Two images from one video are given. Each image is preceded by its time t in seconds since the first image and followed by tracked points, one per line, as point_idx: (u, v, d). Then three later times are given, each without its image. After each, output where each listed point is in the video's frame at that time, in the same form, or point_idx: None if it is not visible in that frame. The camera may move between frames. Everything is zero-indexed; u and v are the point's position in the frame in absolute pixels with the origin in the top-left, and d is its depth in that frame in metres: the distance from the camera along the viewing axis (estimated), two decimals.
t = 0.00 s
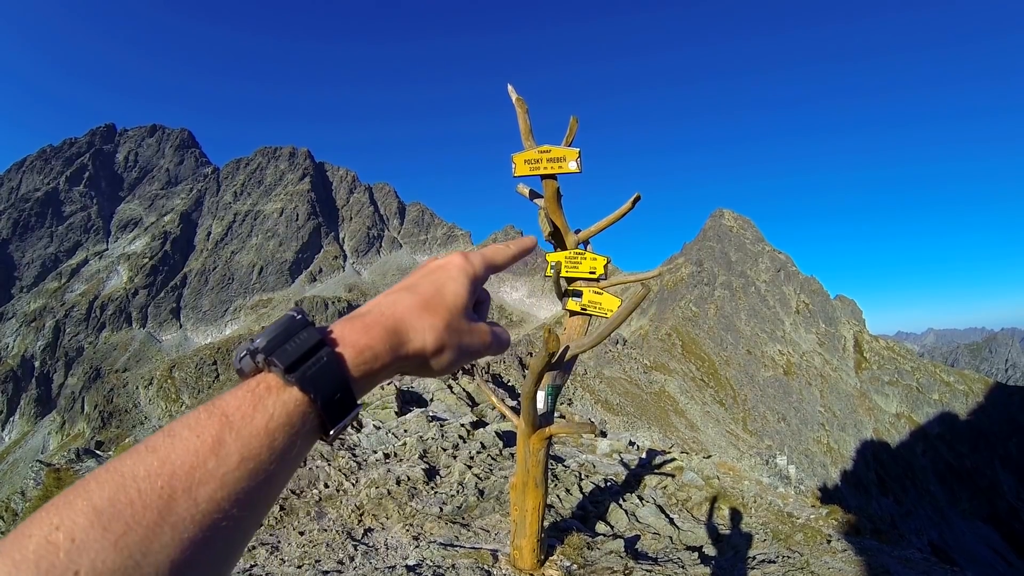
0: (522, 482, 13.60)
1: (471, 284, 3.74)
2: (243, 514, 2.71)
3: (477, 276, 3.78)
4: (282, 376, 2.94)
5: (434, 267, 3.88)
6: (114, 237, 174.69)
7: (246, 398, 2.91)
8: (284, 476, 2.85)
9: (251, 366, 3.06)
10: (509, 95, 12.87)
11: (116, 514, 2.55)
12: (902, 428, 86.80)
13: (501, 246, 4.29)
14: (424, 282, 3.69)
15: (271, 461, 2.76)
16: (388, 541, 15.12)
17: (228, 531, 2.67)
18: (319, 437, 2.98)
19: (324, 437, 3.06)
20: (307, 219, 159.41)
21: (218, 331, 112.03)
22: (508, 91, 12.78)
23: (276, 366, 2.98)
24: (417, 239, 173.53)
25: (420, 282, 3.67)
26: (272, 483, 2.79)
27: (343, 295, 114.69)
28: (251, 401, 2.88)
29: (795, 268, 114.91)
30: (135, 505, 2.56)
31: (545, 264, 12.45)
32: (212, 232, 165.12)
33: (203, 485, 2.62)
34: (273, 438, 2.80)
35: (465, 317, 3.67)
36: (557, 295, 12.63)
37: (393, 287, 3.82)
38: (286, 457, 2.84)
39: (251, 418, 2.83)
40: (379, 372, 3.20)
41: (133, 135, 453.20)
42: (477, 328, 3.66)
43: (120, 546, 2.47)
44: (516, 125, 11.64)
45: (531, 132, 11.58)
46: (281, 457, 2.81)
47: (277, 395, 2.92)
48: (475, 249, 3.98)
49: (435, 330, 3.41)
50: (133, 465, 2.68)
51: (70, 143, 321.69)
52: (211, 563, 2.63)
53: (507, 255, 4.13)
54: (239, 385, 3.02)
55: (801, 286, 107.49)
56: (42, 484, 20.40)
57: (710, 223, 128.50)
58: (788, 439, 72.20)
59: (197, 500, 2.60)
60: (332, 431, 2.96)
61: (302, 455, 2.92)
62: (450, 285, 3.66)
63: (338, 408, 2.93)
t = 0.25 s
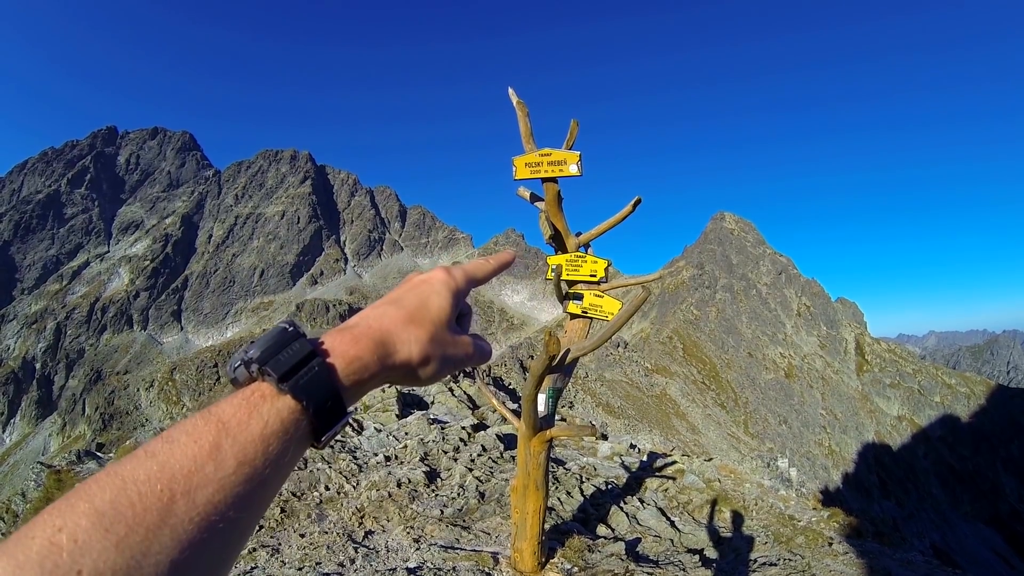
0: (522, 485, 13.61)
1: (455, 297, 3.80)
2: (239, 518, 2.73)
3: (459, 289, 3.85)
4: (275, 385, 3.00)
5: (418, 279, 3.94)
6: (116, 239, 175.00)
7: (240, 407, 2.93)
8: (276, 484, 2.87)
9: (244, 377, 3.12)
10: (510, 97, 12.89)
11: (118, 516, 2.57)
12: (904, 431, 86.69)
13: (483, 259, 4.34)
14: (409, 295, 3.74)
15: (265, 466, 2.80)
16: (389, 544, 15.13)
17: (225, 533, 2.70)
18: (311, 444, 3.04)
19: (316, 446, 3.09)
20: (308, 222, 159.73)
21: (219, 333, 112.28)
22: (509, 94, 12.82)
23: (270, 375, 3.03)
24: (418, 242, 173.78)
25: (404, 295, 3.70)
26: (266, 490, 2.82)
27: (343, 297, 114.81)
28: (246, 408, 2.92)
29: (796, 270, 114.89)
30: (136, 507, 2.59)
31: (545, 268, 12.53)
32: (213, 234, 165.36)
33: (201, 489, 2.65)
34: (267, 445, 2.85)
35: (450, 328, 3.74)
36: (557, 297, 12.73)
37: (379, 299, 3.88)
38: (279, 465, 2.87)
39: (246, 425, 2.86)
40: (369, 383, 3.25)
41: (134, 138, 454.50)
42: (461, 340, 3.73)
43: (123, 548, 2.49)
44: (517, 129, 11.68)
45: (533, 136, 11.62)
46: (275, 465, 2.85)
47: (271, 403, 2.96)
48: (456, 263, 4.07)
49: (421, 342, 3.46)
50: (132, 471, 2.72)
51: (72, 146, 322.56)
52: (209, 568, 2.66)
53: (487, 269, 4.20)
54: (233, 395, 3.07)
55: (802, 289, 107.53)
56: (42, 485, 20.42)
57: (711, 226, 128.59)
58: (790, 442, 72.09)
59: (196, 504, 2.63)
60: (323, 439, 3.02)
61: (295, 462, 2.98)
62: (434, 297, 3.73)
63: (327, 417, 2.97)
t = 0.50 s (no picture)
0: (523, 485, 13.59)
1: (449, 289, 3.81)
2: (236, 509, 2.73)
3: (453, 281, 3.86)
4: (271, 378, 2.98)
5: (412, 272, 3.94)
6: (116, 239, 175.07)
7: (236, 399, 2.93)
8: (272, 476, 2.86)
9: (239, 369, 3.11)
10: (511, 97, 12.85)
11: (113, 509, 2.55)
12: (905, 430, 86.60)
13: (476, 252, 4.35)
14: (405, 286, 3.75)
15: (261, 458, 2.80)
16: (390, 543, 15.12)
17: (221, 525, 2.69)
18: (307, 436, 3.02)
19: (313, 439, 3.08)
20: (309, 222, 159.71)
21: (220, 333, 112.43)
22: (509, 93, 12.78)
23: (266, 367, 3.01)
24: (418, 242, 173.88)
25: (399, 287, 3.70)
26: (261, 482, 2.80)
27: (344, 297, 114.90)
28: (242, 400, 2.92)
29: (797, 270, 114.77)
30: (131, 499, 2.57)
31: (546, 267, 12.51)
32: (214, 234, 165.59)
33: (197, 480, 2.65)
34: (263, 439, 2.84)
35: (444, 319, 3.75)
36: (558, 297, 12.72)
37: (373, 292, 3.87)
38: (275, 456, 2.87)
39: (241, 417, 2.86)
40: (365, 375, 3.25)
41: (135, 138, 455.25)
42: (456, 332, 3.74)
43: (117, 541, 2.46)
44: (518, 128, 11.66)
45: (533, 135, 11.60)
46: (270, 456, 2.83)
47: (267, 395, 2.95)
48: (449, 257, 4.07)
49: (416, 334, 3.46)
50: (129, 463, 2.71)
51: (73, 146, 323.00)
52: (203, 562, 2.62)
53: (481, 261, 4.22)
54: (230, 387, 3.05)
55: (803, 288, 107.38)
56: (44, 485, 20.45)
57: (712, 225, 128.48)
58: (791, 442, 72.00)
59: (192, 497, 2.61)
60: (318, 431, 3.02)
61: (291, 454, 2.97)
62: (429, 289, 3.74)
63: (323, 409, 2.96)
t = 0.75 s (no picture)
0: (523, 485, 13.56)
1: (448, 290, 3.83)
2: (237, 508, 2.72)
3: (452, 282, 3.87)
4: (272, 377, 2.99)
5: (411, 273, 3.96)
6: (117, 239, 175.15)
7: (238, 398, 2.93)
8: (275, 475, 2.85)
9: (241, 369, 3.11)
10: (511, 96, 12.84)
11: (116, 505, 2.54)
12: (906, 430, 86.58)
13: (473, 255, 4.40)
14: (403, 287, 3.76)
15: (263, 458, 2.79)
16: (390, 544, 15.09)
17: (224, 522, 2.67)
18: (307, 436, 3.02)
19: (315, 437, 3.08)
20: (310, 221, 159.68)
21: (221, 333, 112.51)
22: (509, 93, 12.77)
23: (266, 367, 3.03)
24: (419, 242, 173.94)
25: (399, 288, 3.72)
26: (263, 482, 2.81)
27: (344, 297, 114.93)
28: (244, 399, 2.92)
29: (798, 270, 114.69)
30: (133, 497, 2.56)
31: (547, 267, 12.51)
32: (215, 234, 165.66)
33: (199, 479, 2.64)
34: (264, 436, 2.84)
35: (444, 320, 3.77)
36: (558, 297, 12.72)
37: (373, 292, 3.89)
38: (279, 454, 2.86)
39: (244, 416, 2.86)
40: (366, 375, 3.26)
41: (136, 138, 454.65)
42: (454, 334, 3.76)
43: (120, 538, 2.44)
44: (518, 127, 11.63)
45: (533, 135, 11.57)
46: (273, 455, 2.83)
47: (268, 394, 2.96)
48: (447, 258, 4.07)
49: (418, 333, 3.47)
50: (131, 462, 2.69)
51: (73, 146, 322.87)
52: (206, 559, 2.61)
53: (479, 264, 4.24)
54: (230, 387, 3.05)
55: (803, 288, 107.44)
56: (44, 485, 20.49)
57: (712, 226, 128.36)
58: (791, 442, 71.88)
59: (194, 495, 2.61)
60: (319, 430, 3.01)
61: (293, 452, 2.96)
62: (430, 290, 3.75)
63: (324, 408, 2.96)
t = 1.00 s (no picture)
0: (524, 486, 13.55)
1: (448, 295, 3.81)
2: (238, 512, 2.70)
3: (452, 286, 3.86)
4: (273, 379, 2.99)
5: (411, 278, 3.94)
6: (117, 240, 175.22)
7: (240, 401, 2.94)
8: (275, 477, 2.84)
9: (242, 372, 3.12)
10: (511, 96, 12.82)
11: (116, 507, 2.54)
12: (906, 430, 86.63)
13: (472, 259, 4.38)
14: (403, 292, 3.74)
15: (264, 459, 2.78)
16: (391, 544, 15.07)
17: (226, 525, 2.67)
18: (310, 437, 3.01)
19: (316, 439, 3.07)
20: (310, 222, 159.68)
21: (221, 333, 112.55)
22: (509, 93, 12.75)
23: (267, 370, 3.02)
24: (419, 243, 173.99)
25: (399, 291, 3.70)
26: (264, 485, 2.79)
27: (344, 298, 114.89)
28: (244, 403, 2.91)
29: (798, 270, 114.60)
30: (134, 500, 2.55)
31: (547, 267, 12.51)
32: (215, 234, 165.77)
33: (200, 480, 2.63)
34: (266, 440, 2.83)
35: (445, 322, 3.75)
36: (559, 297, 12.70)
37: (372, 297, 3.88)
38: (280, 455, 2.86)
39: (245, 418, 2.85)
40: (366, 378, 3.26)
41: (136, 139, 454.28)
42: (456, 337, 3.75)
43: (122, 540, 2.43)
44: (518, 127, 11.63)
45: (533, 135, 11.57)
46: (274, 457, 2.83)
47: (268, 397, 2.95)
48: (447, 263, 4.04)
49: (418, 336, 3.46)
50: (133, 464, 2.67)
51: (74, 145, 322.72)
52: (204, 562, 2.59)
53: (479, 268, 4.22)
54: (232, 389, 3.05)
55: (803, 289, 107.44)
56: (45, 485, 20.49)
57: (713, 226, 128.25)
58: (792, 442, 71.83)
59: (196, 496, 2.60)
60: (322, 432, 3.00)
61: (294, 456, 2.95)
62: (430, 294, 3.74)
63: (325, 410, 2.95)
